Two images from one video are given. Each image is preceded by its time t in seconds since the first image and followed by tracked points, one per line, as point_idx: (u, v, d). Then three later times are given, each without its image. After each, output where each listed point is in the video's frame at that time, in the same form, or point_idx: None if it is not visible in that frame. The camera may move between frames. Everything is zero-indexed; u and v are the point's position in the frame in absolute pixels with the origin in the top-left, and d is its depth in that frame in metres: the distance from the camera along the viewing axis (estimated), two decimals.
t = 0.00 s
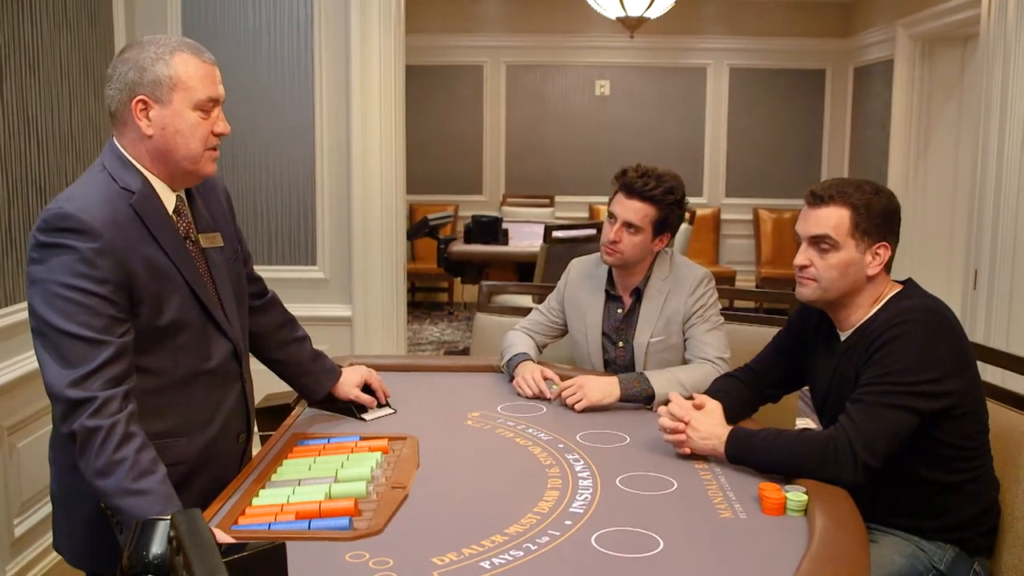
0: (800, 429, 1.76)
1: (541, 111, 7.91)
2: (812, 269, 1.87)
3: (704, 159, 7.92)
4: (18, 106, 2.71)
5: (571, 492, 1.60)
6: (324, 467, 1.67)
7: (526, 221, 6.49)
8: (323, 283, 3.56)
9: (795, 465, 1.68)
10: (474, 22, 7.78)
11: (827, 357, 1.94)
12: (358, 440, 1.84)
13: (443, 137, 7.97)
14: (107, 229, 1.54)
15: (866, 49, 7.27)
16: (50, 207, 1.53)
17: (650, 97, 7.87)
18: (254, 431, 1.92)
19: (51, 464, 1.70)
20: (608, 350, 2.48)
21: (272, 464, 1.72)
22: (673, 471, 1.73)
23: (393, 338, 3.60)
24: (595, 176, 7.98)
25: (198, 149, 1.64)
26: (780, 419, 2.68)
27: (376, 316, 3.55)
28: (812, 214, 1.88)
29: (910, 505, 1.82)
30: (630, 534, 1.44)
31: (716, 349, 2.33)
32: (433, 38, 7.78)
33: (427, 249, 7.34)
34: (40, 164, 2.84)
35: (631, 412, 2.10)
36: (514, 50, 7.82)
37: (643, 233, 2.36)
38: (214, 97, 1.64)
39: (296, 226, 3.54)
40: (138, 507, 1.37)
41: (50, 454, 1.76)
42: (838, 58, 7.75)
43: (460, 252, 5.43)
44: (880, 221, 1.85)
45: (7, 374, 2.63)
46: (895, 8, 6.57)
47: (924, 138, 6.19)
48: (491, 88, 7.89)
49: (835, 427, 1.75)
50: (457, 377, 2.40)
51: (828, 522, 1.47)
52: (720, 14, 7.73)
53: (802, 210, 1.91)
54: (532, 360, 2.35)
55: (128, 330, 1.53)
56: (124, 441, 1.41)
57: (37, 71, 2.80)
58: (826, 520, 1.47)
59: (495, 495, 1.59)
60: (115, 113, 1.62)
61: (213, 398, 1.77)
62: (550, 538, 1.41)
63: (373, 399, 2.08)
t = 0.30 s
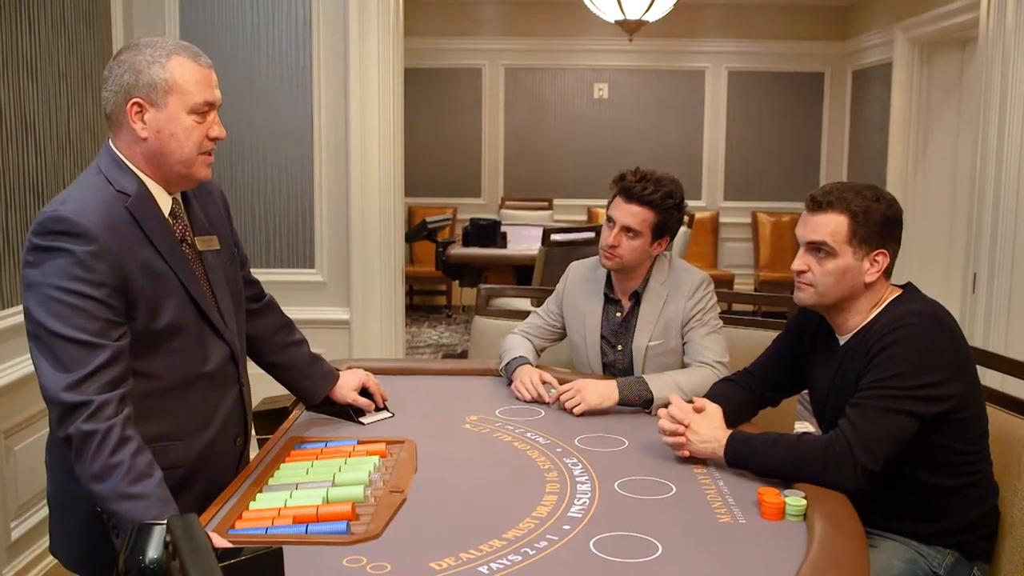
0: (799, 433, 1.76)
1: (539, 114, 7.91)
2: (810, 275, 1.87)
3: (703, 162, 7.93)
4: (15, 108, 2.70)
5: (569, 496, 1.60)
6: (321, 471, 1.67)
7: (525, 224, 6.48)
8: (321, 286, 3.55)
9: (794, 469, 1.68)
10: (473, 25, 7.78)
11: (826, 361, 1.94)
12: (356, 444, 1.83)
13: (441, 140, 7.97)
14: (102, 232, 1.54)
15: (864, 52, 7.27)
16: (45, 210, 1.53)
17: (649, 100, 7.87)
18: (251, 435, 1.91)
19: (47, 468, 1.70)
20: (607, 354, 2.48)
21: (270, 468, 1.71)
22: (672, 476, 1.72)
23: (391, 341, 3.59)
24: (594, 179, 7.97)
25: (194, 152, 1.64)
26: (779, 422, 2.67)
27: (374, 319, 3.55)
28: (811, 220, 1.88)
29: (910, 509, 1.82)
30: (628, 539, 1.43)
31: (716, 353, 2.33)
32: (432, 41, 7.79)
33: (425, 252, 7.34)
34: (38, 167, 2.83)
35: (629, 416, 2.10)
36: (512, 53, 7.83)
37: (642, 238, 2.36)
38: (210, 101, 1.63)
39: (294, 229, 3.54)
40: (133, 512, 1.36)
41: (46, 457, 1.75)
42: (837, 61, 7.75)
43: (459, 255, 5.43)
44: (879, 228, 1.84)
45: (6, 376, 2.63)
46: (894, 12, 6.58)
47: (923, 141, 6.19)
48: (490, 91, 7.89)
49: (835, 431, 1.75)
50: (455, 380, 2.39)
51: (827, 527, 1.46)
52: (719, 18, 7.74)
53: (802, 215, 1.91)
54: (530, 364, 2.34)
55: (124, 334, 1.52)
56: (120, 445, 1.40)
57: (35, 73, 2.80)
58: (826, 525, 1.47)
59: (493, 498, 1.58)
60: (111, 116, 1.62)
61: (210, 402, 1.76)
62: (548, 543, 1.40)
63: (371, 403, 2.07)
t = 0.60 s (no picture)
0: (799, 433, 1.76)
1: (538, 114, 7.91)
2: (808, 277, 1.87)
3: (702, 161, 7.93)
4: (14, 107, 2.70)
5: (568, 496, 1.60)
6: (320, 470, 1.66)
7: (524, 224, 6.48)
8: (320, 285, 3.55)
9: (793, 469, 1.68)
10: (472, 25, 7.79)
11: (825, 361, 1.94)
12: (355, 444, 1.83)
13: (440, 139, 7.97)
14: (101, 232, 1.53)
15: (864, 52, 7.27)
16: (44, 209, 1.53)
17: (648, 101, 7.87)
18: (250, 435, 1.91)
19: (46, 467, 1.69)
20: (606, 354, 2.48)
21: (268, 467, 1.71)
22: (671, 476, 1.72)
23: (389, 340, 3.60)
24: (593, 180, 7.97)
25: (193, 153, 1.64)
26: (778, 423, 2.67)
27: (373, 318, 3.55)
28: (808, 222, 1.88)
29: (909, 510, 1.82)
30: (627, 539, 1.43)
31: (715, 353, 2.33)
32: (431, 41, 7.79)
33: (424, 252, 7.34)
34: (37, 166, 2.83)
35: (628, 416, 2.10)
36: (512, 53, 7.83)
37: (641, 240, 2.36)
38: (210, 102, 1.63)
39: (292, 228, 3.53)
40: (132, 512, 1.36)
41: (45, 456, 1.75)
42: (836, 61, 7.75)
43: (457, 255, 5.43)
44: (876, 230, 1.84)
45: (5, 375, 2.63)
46: (893, 12, 6.58)
47: (922, 141, 6.19)
48: (489, 91, 7.89)
49: (834, 431, 1.75)
50: (454, 379, 2.39)
51: (826, 528, 1.46)
52: (718, 18, 7.74)
53: (799, 218, 1.91)
54: (529, 364, 2.35)
55: (123, 334, 1.52)
56: (119, 444, 1.40)
57: (34, 72, 2.79)
58: (825, 525, 1.47)
59: (492, 498, 1.58)
60: (111, 116, 1.61)
61: (209, 401, 1.76)
62: (547, 543, 1.40)
63: (370, 402, 2.07)
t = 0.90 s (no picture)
0: (797, 433, 1.76)
1: (537, 114, 7.91)
2: (805, 277, 1.87)
3: (700, 161, 7.93)
4: (13, 108, 2.70)
5: (568, 496, 1.60)
6: (320, 470, 1.67)
7: (522, 224, 6.48)
8: (319, 286, 3.55)
9: (792, 469, 1.68)
10: (471, 25, 7.79)
11: (824, 361, 1.94)
12: (354, 444, 1.83)
13: (439, 140, 7.98)
14: (101, 233, 1.54)
15: (862, 52, 7.27)
16: (43, 210, 1.53)
17: (647, 101, 7.87)
18: (250, 435, 1.91)
19: (46, 468, 1.70)
20: (605, 354, 2.48)
21: (268, 468, 1.71)
22: (671, 475, 1.72)
23: (388, 340, 3.60)
24: (592, 179, 7.98)
25: (193, 155, 1.64)
26: (778, 422, 2.67)
27: (372, 319, 3.56)
28: (805, 222, 1.88)
29: (907, 509, 1.82)
30: (627, 538, 1.43)
31: (714, 352, 2.33)
32: (430, 41, 7.79)
33: (422, 252, 7.34)
34: (36, 167, 2.83)
35: (627, 415, 2.10)
36: (511, 53, 7.83)
37: (641, 238, 2.36)
38: (211, 104, 1.63)
39: (291, 229, 3.54)
40: (132, 512, 1.36)
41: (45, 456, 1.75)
42: (835, 61, 7.75)
43: (456, 255, 5.43)
44: (873, 230, 1.85)
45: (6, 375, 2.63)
46: (892, 12, 6.59)
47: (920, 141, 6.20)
48: (488, 91, 7.89)
49: (833, 430, 1.75)
50: (454, 379, 2.39)
51: (825, 527, 1.47)
52: (717, 17, 7.74)
53: (796, 218, 1.91)
54: (528, 364, 2.35)
55: (123, 335, 1.52)
56: (118, 445, 1.40)
57: (33, 73, 2.80)
58: (824, 525, 1.47)
59: (491, 498, 1.58)
60: (111, 117, 1.61)
61: (209, 402, 1.77)
62: (547, 543, 1.40)
63: (369, 403, 2.07)
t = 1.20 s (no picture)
0: (796, 431, 1.77)
1: (535, 114, 7.91)
2: (803, 275, 1.87)
3: (699, 161, 7.94)
4: (12, 111, 2.70)
5: (568, 495, 1.60)
6: (319, 471, 1.67)
7: (521, 224, 6.48)
8: (318, 287, 3.56)
9: (791, 468, 1.69)
10: (469, 25, 7.79)
11: (822, 360, 1.95)
12: (353, 445, 1.84)
13: (438, 141, 7.98)
14: (101, 235, 1.54)
15: (860, 51, 7.28)
16: (43, 213, 1.53)
17: (646, 100, 7.88)
18: (249, 436, 1.91)
19: (47, 470, 1.70)
20: (604, 354, 2.48)
21: (267, 468, 1.71)
22: (670, 475, 1.72)
23: (388, 341, 3.60)
24: (590, 179, 7.98)
25: (193, 153, 1.64)
26: (777, 421, 2.68)
27: (371, 320, 3.56)
28: (803, 220, 1.88)
29: (906, 507, 1.82)
30: (626, 538, 1.44)
31: (712, 352, 2.34)
32: (428, 43, 7.80)
33: (422, 253, 7.35)
34: (35, 169, 2.83)
35: (627, 415, 2.11)
36: (509, 54, 7.83)
37: (640, 238, 2.37)
38: (208, 101, 1.64)
39: (290, 230, 3.54)
40: (132, 514, 1.36)
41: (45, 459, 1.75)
42: (833, 60, 7.76)
43: (456, 255, 5.43)
44: (871, 227, 1.85)
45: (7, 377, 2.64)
46: (889, 11, 6.60)
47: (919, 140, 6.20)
48: (487, 92, 7.90)
49: (831, 429, 1.76)
50: (453, 380, 2.40)
51: (824, 526, 1.47)
52: (715, 16, 7.75)
53: (794, 216, 1.92)
54: (527, 364, 2.35)
55: (122, 337, 1.52)
56: (118, 446, 1.40)
57: (31, 76, 2.80)
58: (823, 523, 1.47)
59: (491, 498, 1.58)
60: (110, 119, 1.62)
61: (208, 404, 1.77)
62: (546, 542, 1.41)
63: (368, 404, 2.08)
